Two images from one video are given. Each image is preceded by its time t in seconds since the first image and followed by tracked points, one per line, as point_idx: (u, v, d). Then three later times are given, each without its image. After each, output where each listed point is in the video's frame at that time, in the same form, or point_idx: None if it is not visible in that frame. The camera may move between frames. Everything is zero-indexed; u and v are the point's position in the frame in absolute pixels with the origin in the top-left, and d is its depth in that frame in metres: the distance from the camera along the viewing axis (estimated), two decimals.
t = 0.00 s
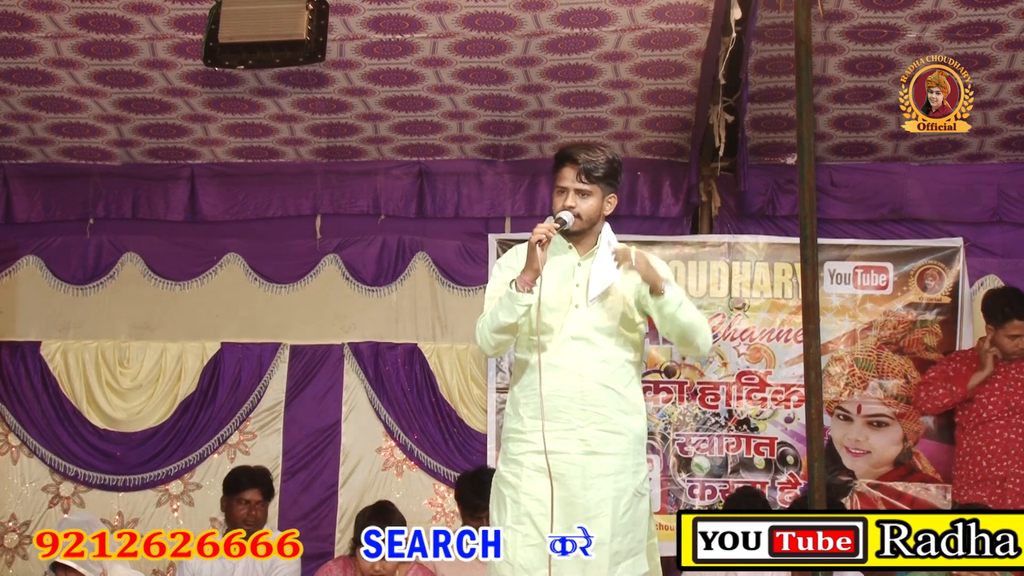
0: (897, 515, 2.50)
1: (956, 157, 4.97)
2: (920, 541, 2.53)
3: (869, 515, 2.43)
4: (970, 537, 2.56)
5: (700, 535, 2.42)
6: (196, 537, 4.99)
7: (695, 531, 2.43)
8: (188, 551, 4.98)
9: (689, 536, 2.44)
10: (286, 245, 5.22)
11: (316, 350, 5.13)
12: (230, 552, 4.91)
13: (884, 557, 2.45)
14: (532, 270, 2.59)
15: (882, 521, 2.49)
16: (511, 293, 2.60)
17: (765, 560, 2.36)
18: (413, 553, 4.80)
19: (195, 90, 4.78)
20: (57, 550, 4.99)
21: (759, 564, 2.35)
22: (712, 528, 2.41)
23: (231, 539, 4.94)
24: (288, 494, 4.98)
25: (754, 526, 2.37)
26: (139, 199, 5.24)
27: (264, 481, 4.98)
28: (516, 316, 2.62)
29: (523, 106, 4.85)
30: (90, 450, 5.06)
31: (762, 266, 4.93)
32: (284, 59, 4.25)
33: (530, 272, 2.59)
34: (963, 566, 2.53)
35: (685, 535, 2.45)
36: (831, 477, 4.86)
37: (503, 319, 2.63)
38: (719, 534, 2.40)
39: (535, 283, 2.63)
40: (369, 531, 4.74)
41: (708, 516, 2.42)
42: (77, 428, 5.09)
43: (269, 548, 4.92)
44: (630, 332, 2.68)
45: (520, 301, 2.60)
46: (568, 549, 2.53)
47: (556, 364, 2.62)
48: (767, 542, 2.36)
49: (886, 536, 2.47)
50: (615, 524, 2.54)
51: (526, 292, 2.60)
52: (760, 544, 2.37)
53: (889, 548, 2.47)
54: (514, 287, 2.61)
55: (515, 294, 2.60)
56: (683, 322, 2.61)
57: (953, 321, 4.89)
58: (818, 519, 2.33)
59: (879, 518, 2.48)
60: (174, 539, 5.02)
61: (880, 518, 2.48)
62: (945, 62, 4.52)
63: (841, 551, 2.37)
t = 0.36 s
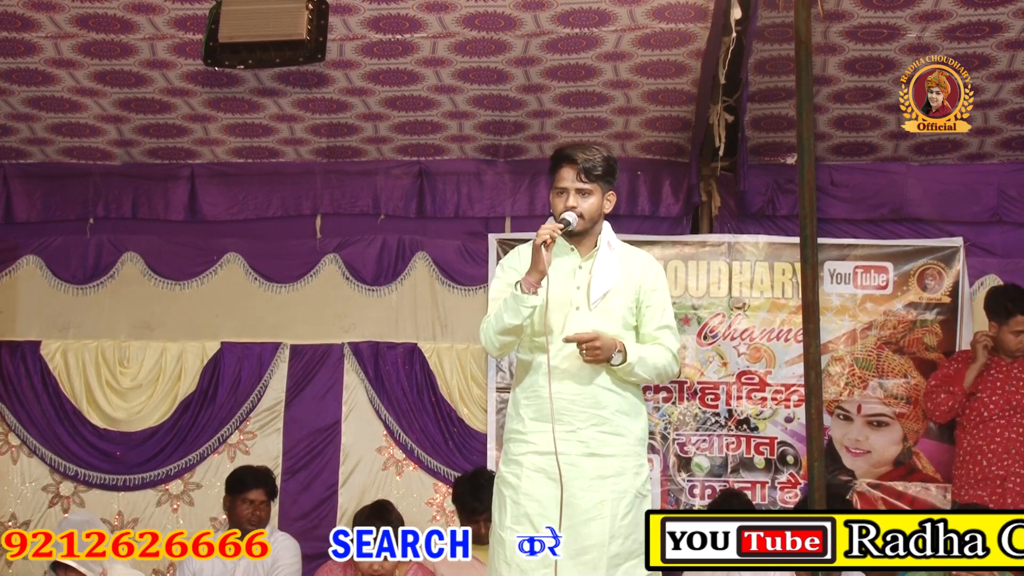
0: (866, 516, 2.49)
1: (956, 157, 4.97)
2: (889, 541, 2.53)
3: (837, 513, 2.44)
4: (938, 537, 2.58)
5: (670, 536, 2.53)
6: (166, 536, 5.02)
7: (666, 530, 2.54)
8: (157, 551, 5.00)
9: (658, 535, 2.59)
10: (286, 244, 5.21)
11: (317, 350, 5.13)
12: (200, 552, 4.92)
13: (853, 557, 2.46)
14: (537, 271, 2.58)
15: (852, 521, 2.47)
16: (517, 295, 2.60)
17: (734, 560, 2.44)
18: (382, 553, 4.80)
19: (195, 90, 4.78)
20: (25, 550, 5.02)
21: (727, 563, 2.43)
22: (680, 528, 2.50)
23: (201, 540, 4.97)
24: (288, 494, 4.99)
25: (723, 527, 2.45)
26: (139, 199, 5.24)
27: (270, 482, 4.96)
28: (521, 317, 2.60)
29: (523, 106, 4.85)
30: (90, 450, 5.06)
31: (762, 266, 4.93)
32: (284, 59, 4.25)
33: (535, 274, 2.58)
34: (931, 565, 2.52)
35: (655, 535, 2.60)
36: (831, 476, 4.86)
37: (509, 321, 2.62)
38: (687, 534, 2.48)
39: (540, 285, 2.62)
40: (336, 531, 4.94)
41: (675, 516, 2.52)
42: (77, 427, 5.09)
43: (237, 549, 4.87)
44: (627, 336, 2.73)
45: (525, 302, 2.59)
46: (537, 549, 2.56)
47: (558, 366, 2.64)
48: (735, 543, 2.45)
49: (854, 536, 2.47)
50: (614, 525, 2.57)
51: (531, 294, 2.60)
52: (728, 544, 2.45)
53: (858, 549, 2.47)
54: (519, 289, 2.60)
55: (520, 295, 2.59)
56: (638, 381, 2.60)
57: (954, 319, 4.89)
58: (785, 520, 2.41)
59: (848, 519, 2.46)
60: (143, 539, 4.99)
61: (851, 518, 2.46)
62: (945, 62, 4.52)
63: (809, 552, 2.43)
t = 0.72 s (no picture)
0: (836, 516, 2.54)
1: (956, 157, 4.97)
2: (857, 541, 2.60)
3: (806, 514, 2.52)
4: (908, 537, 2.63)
5: (636, 535, 2.54)
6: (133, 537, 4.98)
7: (632, 531, 2.54)
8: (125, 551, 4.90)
9: (627, 535, 2.54)
10: (286, 245, 5.21)
11: (317, 350, 5.13)
12: (167, 552, 5.01)
13: (821, 558, 2.53)
14: (538, 271, 2.59)
15: (820, 522, 2.52)
16: (517, 295, 2.60)
17: (702, 559, 2.52)
18: (349, 553, 4.82)
19: (195, 90, 4.78)
20: None
21: (695, 563, 2.50)
22: (650, 528, 2.52)
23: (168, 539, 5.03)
24: (289, 494, 4.99)
25: (692, 527, 2.53)
26: (139, 199, 5.24)
27: (272, 482, 4.94)
28: (522, 317, 2.61)
29: (523, 105, 4.85)
30: (90, 450, 5.06)
31: (762, 265, 4.93)
32: (285, 59, 4.25)
33: (536, 274, 2.59)
34: (900, 565, 2.57)
35: (623, 536, 2.55)
36: (831, 476, 4.86)
37: (510, 322, 2.62)
38: (656, 534, 2.52)
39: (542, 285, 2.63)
40: (307, 531, 4.89)
41: (645, 516, 2.53)
42: (77, 427, 5.09)
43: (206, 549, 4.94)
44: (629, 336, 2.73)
45: (526, 302, 2.59)
46: (507, 549, 2.57)
47: (559, 366, 2.64)
48: (703, 543, 2.53)
49: (822, 536, 2.53)
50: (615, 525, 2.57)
51: (532, 294, 2.60)
52: (696, 544, 2.53)
53: (825, 549, 2.54)
54: (520, 289, 2.61)
55: (521, 296, 2.59)
56: (650, 379, 2.60)
57: (953, 319, 4.89)
58: (754, 521, 2.53)
59: (815, 518, 2.52)
60: (111, 539, 4.89)
61: (818, 518, 2.51)
62: (945, 62, 4.52)
63: (778, 552, 2.55)
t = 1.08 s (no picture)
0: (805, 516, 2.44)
1: (956, 157, 4.97)
2: (826, 541, 2.46)
3: (775, 513, 2.46)
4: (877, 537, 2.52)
5: (605, 535, 2.50)
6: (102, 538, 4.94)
7: (600, 531, 2.51)
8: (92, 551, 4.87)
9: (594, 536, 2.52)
10: (286, 245, 5.21)
11: (317, 349, 5.13)
12: (134, 552, 4.95)
13: (789, 558, 2.42)
14: (543, 271, 2.58)
15: (789, 521, 2.45)
16: (522, 295, 2.60)
17: (671, 560, 2.43)
18: (318, 553, 4.88)
19: (195, 90, 4.78)
20: None
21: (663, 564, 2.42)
22: (619, 528, 2.49)
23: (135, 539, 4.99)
24: (288, 494, 4.99)
25: (661, 527, 2.44)
26: (139, 199, 5.24)
27: (272, 482, 4.94)
28: (526, 317, 2.61)
29: (523, 105, 4.85)
30: (90, 450, 5.06)
31: (762, 265, 4.93)
32: (284, 59, 4.25)
33: (540, 273, 2.58)
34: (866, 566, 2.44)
35: (592, 535, 2.52)
36: (831, 476, 4.87)
37: (514, 322, 2.61)
38: (624, 534, 2.47)
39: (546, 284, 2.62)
40: (274, 531, 4.93)
41: (613, 516, 2.51)
42: (77, 428, 5.08)
43: (174, 548, 5.01)
44: (630, 334, 2.73)
45: (531, 302, 2.59)
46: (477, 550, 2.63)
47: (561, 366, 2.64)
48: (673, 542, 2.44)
49: (789, 536, 2.44)
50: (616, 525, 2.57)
51: (536, 293, 2.59)
52: (665, 544, 2.44)
53: (795, 549, 2.44)
54: (524, 289, 2.60)
55: (525, 296, 2.59)
56: (649, 379, 2.60)
57: (953, 320, 4.89)
58: (722, 520, 2.46)
59: (784, 518, 2.45)
60: (79, 539, 4.91)
61: (785, 518, 2.44)
62: (945, 62, 4.52)
63: (745, 552, 2.48)
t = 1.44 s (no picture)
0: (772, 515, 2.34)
1: (956, 156, 4.97)
2: (793, 542, 2.32)
3: (744, 513, 2.37)
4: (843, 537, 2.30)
5: (574, 535, 2.46)
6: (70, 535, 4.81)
7: (569, 531, 2.47)
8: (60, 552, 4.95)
9: (564, 536, 2.48)
10: (287, 244, 5.21)
11: (317, 349, 5.13)
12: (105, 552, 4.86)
13: (757, 558, 2.35)
14: (547, 270, 2.59)
15: (755, 522, 2.36)
16: (526, 294, 2.60)
17: (639, 560, 2.36)
18: (286, 553, 4.88)
19: (195, 89, 4.78)
20: None
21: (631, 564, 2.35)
22: (586, 528, 2.44)
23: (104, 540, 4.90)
24: (289, 493, 4.99)
25: (628, 527, 2.39)
26: (139, 198, 5.24)
27: (274, 484, 4.94)
28: (530, 316, 2.61)
29: (523, 104, 4.85)
30: (91, 450, 5.06)
31: (763, 265, 4.94)
32: (285, 58, 4.24)
33: (545, 273, 2.60)
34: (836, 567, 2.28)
35: (562, 536, 2.49)
36: (831, 476, 4.87)
37: (518, 321, 2.62)
38: (592, 534, 2.43)
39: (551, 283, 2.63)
40: (241, 531, 4.85)
41: (582, 516, 2.46)
42: (77, 427, 5.08)
43: (142, 548, 4.99)
44: (631, 333, 2.73)
45: (536, 301, 2.59)
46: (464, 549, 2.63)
47: (564, 365, 2.64)
48: (642, 543, 2.37)
49: (759, 536, 2.35)
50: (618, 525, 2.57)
51: (541, 292, 2.60)
52: (634, 544, 2.38)
53: (762, 548, 2.35)
54: (528, 288, 2.61)
55: (530, 295, 2.60)
56: (647, 379, 2.60)
57: (953, 320, 4.90)
58: (690, 520, 2.35)
59: (753, 518, 2.36)
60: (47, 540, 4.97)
61: (755, 518, 2.36)
62: (945, 61, 4.53)
63: (715, 552, 2.36)
